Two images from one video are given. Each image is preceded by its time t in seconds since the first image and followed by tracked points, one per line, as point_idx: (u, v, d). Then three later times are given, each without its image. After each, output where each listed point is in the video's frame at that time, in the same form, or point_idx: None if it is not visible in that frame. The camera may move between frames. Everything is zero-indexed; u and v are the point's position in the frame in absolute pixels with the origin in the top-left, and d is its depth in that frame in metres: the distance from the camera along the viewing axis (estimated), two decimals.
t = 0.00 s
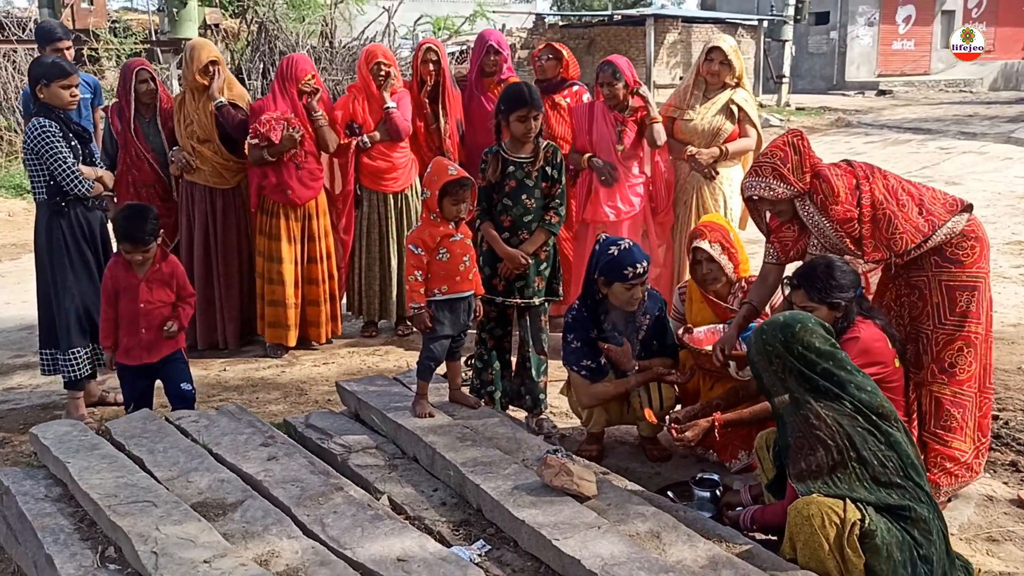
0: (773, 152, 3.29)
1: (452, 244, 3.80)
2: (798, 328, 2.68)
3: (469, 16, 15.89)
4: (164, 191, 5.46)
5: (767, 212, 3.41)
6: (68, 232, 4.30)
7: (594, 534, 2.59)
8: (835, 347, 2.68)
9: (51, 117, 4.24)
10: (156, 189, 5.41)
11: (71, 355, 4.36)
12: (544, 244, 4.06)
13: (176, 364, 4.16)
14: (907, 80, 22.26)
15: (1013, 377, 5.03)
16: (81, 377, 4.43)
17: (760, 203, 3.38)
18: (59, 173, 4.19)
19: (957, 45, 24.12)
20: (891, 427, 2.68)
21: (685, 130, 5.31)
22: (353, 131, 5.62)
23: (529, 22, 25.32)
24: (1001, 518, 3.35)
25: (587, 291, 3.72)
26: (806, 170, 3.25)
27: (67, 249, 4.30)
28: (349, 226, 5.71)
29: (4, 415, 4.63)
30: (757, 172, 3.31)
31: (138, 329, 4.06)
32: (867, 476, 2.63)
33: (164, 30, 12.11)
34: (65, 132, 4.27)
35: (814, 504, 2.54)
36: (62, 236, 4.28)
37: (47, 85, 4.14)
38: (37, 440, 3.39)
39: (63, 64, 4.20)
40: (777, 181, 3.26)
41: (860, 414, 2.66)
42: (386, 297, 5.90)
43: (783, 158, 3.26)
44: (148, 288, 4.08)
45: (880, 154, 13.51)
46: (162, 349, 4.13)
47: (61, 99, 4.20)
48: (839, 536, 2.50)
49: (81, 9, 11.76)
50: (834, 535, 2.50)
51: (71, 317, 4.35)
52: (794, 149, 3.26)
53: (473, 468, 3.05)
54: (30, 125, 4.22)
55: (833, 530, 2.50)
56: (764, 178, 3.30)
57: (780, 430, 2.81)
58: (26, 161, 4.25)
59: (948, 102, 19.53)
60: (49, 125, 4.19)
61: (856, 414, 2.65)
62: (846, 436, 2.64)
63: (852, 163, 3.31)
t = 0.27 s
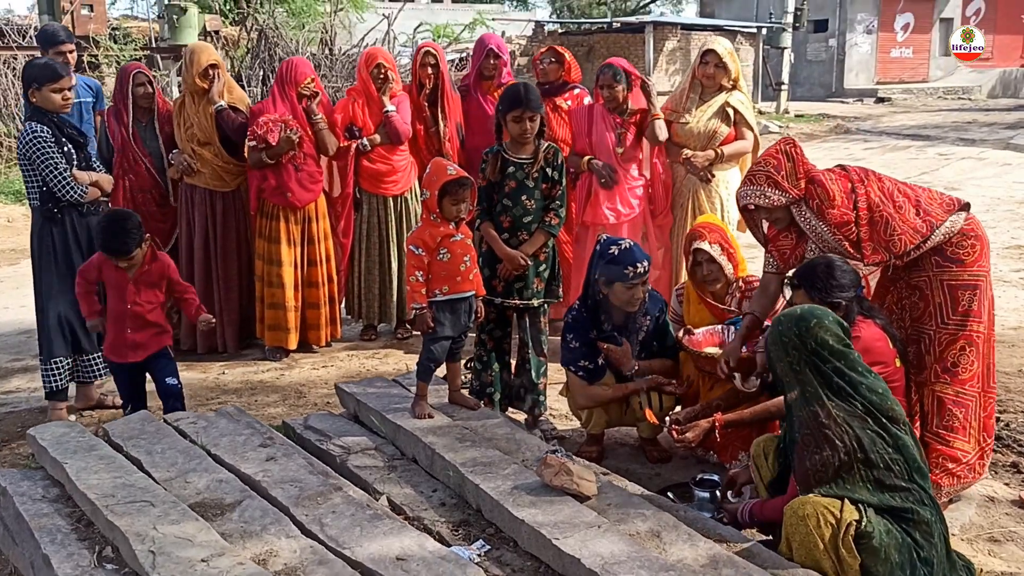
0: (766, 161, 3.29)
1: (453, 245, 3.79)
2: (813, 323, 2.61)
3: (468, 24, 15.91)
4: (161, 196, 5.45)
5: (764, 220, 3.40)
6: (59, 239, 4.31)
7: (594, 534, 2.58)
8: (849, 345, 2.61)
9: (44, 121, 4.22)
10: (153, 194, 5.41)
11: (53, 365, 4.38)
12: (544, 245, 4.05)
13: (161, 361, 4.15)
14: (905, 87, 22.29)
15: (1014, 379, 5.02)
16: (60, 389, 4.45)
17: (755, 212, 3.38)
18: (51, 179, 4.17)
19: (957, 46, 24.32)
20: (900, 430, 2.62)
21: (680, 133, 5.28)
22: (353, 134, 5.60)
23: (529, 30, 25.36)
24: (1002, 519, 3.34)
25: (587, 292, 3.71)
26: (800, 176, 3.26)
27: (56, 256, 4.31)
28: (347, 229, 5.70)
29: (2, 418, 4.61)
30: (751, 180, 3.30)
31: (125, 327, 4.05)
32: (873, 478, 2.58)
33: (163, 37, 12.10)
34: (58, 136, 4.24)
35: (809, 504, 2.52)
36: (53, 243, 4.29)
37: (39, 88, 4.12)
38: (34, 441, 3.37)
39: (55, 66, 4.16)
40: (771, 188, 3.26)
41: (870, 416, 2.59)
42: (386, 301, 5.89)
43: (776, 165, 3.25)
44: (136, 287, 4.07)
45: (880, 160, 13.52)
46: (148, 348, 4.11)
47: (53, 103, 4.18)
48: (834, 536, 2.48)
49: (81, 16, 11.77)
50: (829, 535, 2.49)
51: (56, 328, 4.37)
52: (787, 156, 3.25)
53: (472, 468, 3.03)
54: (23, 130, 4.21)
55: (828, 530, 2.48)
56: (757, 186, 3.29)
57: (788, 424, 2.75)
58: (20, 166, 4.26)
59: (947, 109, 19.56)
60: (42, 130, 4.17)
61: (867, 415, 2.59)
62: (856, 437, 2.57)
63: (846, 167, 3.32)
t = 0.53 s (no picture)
0: (765, 163, 3.30)
1: (453, 247, 3.78)
2: (828, 323, 2.58)
3: (467, 33, 15.94)
4: (155, 202, 5.31)
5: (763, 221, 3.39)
6: (48, 248, 4.30)
7: (594, 534, 2.57)
8: (862, 347, 2.59)
9: (30, 128, 4.19)
10: (147, 200, 5.26)
11: (43, 376, 4.37)
12: (543, 248, 4.05)
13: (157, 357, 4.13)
14: (904, 96, 22.32)
15: (1015, 383, 5.01)
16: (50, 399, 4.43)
17: (755, 215, 3.38)
18: (36, 189, 4.16)
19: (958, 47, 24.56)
20: (909, 434, 2.60)
21: (677, 137, 5.27)
22: (353, 139, 5.58)
23: (528, 40, 25.42)
24: (1004, 521, 3.33)
25: (587, 294, 3.70)
26: (799, 178, 3.25)
27: (47, 265, 4.30)
28: (346, 235, 5.70)
29: None
30: (749, 183, 3.30)
31: (118, 325, 4.04)
32: (881, 481, 2.56)
33: (164, 46, 12.13)
34: (44, 145, 4.22)
35: (810, 505, 2.52)
36: (40, 250, 4.28)
37: (22, 93, 4.07)
38: (32, 444, 3.36)
39: (39, 68, 4.09)
40: (770, 191, 3.26)
41: (880, 419, 2.57)
42: (386, 307, 5.89)
43: (774, 168, 3.26)
44: (125, 286, 4.07)
45: (879, 168, 13.53)
46: (143, 343, 4.10)
47: (38, 106, 4.13)
48: (834, 538, 2.48)
49: (81, 25, 11.78)
50: (829, 536, 2.48)
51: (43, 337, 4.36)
52: (786, 159, 3.26)
53: (472, 470, 3.02)
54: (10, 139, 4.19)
55: (827, 532, 2.48)
56: (756, 189, 3.29)
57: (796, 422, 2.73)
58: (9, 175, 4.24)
59: (945, 118, 19.59)
60: (27, 139, 4.15)
61: (877, 418, 2.56)
62: (865, 439, 2.55)
63: (845, 170, 3.32)
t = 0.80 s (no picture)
0: (764, 169, 3.30)
1: (454, 251, 3.78)
2: (831, 326, 2.57)
3: (466, 44, 15.98)
4: (150, 211, 5.25)
5: (763, 228, 3.40)
6: (41, 258, 4.24)
7: (595, 537, 2.56)
8: (865, 351, 2.58)
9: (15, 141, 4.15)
10: (144, 209, 5.20)
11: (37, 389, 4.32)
12: (543, 252, 4.05)
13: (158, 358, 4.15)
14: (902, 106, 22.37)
15: (1016, 388, 5.01)
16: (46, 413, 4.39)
17: (755, 220, 3.39)
18: (24, 204, 4.12)
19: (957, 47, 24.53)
20: (911, 438, 2.59)
21: (675, 144, 5.29)
22: (352, 146, 5.61)
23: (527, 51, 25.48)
24: (1006, 524, 3.32)
25: (588, 298, 3.70)
26: (798, 183, 3.25)
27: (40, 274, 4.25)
28: (347, 241, 5.69)
29: None
30: (748, 190, 3.31)
31: (118, 328, 4.06)
32: (883, 484, 2.55)
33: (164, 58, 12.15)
34: (30, 157, 4.17)
35: (814, 508, 2.51)
36: (30, 263, 4.23)
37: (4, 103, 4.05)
38: (31, 449, 3.35)
39: (20, 78, 4.07)
40: (769, 196, 3.26)
41: (882, 423, 2.56)
42: (386, 314, 5.89)
43: (773, 174, 3.26)
44: (122, 288, 4.07)
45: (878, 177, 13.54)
46: (144, 345, 4.12)
47: (19, 117, 4.09)
48: (838, 541, 2.48)
49: (81, 36, 11.81)
50: (833, 539, 2.48)
51: (34, 352, 4.30)
52: (784, 164, 3.27)
53: (472, 474, 3.02)
54: None
55: (832, 535, 2.47)
56: (756, 195, 3.29)
57: (797, 425, 2.72)
58: None
59: (944, 127, 19.63)
60: (12, 153, 4.11)
61: (879, 422, 2.56)
62: (867, 442, 2.54)
63: (843, 175, 3.32)
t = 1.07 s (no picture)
0: (762, 170, 3.32)
1: (455, 255, 3.78)
2: (827, 321, 2.60)
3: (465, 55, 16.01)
4: (148, 220, 5.22)
5: (765, 231, 3.41)
6: (36, 268, 4.21)
7: (596, 538, 2.56)
8: (860, 346, 2.60)
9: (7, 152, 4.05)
10: (141, 219, 5.17)
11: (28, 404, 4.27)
12: (542, 256, 4.05)
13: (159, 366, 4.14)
14: (899, 114, 22.42)
15: (1017, 391, 5.01)
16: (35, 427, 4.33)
17: (755, 222, 3.40)
18: (17, 216, 4.04)
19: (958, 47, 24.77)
20: (907, 434, 2.60)
21: (675, 148, 5.31)
22: (351, 153, 5.63)
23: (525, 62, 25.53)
24: (1008, 525, 3.31)
25: (588, 301, 3.70)
26: (797, 185, 3.27)
27: (35, 284, 4.21)
28: (346, 248, 5.69)
29: None
30: (748, 192, 3.32)
31: (120, 335, 4.05)
32: (880, 479, 2.55)
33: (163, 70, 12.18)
34: (20, 168, 4.08)
35: (814, 508, 2.51)
36: (25, 274, 4.19)
37: None
38: (30, 456, 3.34)
39: (10, 88, 4.00)
40: (768, 198, 3.28)
41: (878, 418, 2.58)
42: (386, 321, 5.87)
43: (773, 176, 3.28)
44: (125, 295, 4.06)
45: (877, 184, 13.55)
46: (145, 352, 4.10)
47: (8, 128, 4.02)
48: (839, 540, 2.47)
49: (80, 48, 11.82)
50: (834, 539, 2.47)
51: (27, 363, 4.25)
52: (783, 166, 3.27)
53: (472, 477, 3.01)
54: None
55: (833, 534, 2.46)
56: (755, 197, 3.30)
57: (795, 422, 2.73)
58: None
59: (941, 134, 19.66)
60: (4, 166, 4.01)
61: (874, 417, 2.57)
62: (863, 436, 2.55)
63: (842, 175, 3.33)
